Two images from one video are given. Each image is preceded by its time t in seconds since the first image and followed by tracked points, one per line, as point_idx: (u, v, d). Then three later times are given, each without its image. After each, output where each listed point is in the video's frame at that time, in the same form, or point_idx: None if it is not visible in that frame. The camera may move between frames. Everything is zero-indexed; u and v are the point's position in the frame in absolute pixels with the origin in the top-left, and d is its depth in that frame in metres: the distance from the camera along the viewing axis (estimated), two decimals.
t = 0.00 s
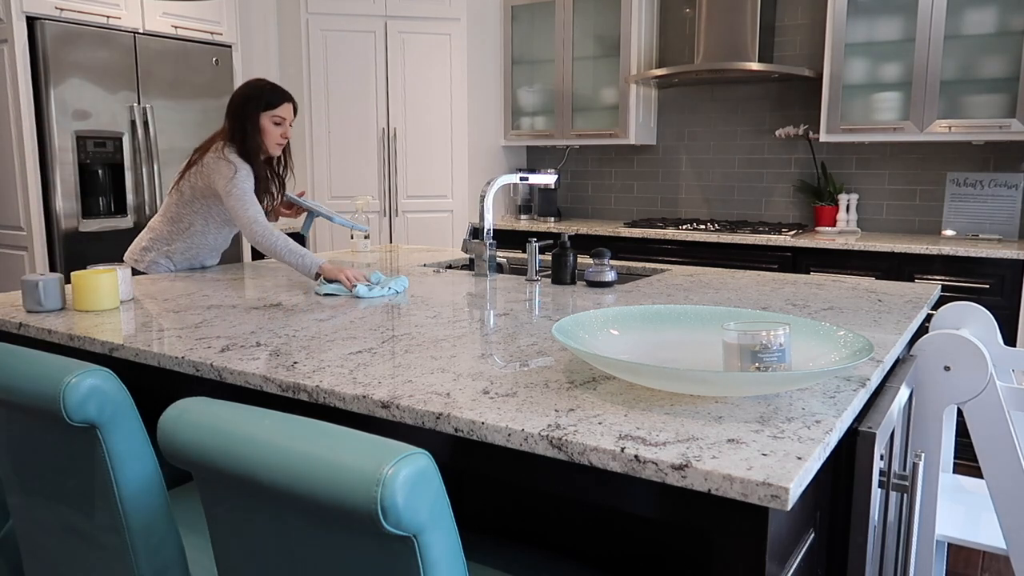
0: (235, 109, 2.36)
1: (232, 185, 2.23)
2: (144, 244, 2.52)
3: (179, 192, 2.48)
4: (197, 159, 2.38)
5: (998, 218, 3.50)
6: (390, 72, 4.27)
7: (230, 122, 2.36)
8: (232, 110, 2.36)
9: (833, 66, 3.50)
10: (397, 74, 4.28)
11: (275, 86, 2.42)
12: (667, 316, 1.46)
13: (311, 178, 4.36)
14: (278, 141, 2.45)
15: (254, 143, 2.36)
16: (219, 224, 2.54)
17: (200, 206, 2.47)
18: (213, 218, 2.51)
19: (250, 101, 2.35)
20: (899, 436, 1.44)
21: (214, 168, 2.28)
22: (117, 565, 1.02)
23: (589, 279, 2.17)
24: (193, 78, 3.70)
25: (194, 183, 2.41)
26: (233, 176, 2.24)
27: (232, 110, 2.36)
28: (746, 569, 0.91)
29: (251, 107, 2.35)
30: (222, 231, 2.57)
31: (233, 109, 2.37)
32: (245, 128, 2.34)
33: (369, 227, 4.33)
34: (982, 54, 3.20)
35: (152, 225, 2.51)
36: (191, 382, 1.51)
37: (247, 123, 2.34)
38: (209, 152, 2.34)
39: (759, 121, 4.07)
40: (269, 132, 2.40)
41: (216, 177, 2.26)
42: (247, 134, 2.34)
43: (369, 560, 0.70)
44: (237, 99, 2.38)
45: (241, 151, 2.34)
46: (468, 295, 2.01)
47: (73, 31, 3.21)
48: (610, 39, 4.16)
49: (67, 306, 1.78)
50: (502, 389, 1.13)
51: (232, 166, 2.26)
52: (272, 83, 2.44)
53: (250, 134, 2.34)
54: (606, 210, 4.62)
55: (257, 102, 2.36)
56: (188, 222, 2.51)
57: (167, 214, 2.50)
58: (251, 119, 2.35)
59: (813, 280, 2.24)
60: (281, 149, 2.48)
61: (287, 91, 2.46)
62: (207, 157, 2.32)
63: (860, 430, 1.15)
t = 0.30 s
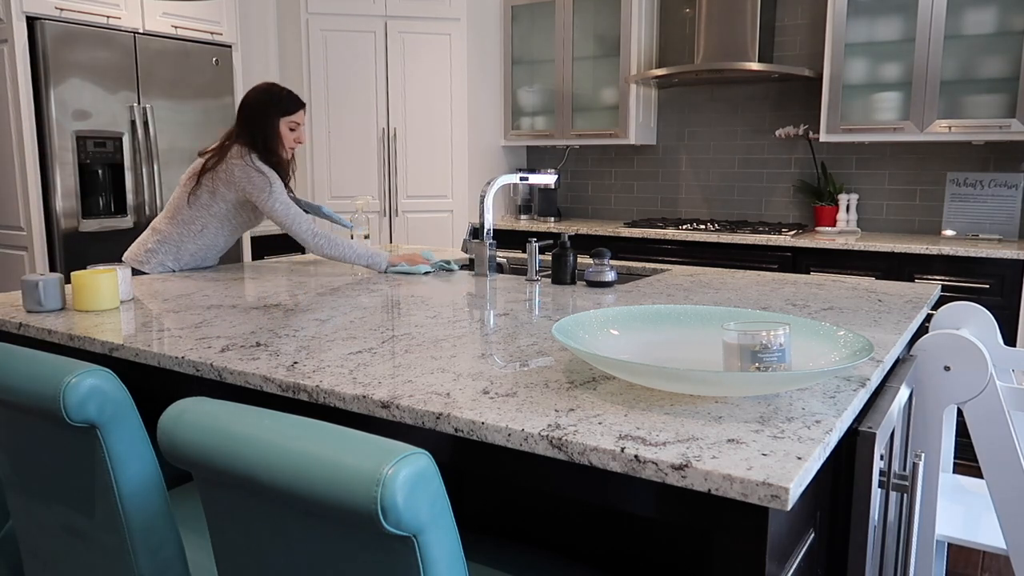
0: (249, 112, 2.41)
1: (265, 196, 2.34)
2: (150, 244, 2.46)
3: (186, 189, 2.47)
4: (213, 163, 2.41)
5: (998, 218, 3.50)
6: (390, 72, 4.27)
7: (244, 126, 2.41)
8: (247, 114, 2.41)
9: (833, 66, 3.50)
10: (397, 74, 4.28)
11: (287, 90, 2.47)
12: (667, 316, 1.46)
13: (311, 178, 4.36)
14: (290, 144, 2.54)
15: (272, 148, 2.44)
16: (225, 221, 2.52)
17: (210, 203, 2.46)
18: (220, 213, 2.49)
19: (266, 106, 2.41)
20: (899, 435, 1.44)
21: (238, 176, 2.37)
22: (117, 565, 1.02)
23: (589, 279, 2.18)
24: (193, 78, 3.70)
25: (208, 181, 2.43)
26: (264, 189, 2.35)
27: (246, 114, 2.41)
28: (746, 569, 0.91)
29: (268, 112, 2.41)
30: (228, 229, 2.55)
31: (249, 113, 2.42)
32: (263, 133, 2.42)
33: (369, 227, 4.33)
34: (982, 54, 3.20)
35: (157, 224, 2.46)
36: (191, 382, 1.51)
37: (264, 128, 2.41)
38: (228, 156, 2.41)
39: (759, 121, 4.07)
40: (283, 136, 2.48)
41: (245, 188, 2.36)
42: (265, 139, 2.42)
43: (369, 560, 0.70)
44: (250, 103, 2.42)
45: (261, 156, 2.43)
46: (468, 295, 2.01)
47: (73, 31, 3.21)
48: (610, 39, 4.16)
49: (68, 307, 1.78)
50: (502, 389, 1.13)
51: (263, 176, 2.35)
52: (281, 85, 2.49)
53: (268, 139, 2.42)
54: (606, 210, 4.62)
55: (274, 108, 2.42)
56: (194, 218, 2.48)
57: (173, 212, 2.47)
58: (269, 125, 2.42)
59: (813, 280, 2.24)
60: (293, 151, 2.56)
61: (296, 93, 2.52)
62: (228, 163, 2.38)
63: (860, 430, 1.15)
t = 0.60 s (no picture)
0: (159, 87, 2.34)
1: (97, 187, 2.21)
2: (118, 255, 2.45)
3: (117, 195, 2.40)
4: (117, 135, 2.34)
5: (998, 218, 3.50)
6: (390, 72, 4.27)
7: (151, 101, 2.34)
8: (157, 89, 2.34)
9: (834, 66, 3.50)
10: (397, 74, 4.28)
11: (205, 76, 2.38)
12: (666, 316, 1.46)
13: (311, 178, 4.36)
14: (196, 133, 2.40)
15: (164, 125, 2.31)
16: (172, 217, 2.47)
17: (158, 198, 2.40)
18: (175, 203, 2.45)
19: (176, 83, 2.33)
20: (899, 435, 1.44)
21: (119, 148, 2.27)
22: (117, 565, 1.02)
23: (589, 279, 2.18)
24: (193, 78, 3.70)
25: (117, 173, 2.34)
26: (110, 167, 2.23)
27: (156, 88, 2.34)
28: (746, 569, 0.91)
29: (173, 88, 2.32)
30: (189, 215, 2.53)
31: (159, 87, 2.34)
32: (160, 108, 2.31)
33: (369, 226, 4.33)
34: (982, 54, 3.20)
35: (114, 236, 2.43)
36: (191, 382, 1.51)
37: (165, 102, 2.31)
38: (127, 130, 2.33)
39: (759, 121, 4.07)
40: (185, 120, 2.35)
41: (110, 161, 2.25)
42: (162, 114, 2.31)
43: (370, 561, 0.70)
44: (165, 79, 2.36)
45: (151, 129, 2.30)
46: (468, 295, 2.01)
47: (73, 31, 3.21)
48: (610, 39, 4.16)
49: (67, 307, 1.77)
50: (503, 389, 1.13)
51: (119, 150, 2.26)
52: (206, 73, 2.41)
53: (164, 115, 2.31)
54: (606, 210, 4.62)
55: (183, 87, 2.33)
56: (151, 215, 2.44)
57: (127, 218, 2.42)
58: (171, 101, 2.31)
59: (813, 280, 2.24)
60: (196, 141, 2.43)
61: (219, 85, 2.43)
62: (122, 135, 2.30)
63: (860, 430, 1.15)
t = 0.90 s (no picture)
0: (165, 99, 2.37)
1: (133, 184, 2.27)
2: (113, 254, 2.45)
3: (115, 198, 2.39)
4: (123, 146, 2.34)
5: (997, 218, 3.50)
6: (390, 72, 4.27)
7: (156, 111, 2.36)
8: (162, 100, 2.37)
9: (834, 66, 3.50)
10: (397, 74, 4.28)
11: (209, 88, 2.43)
12: (666, 317, 1.46)
13: (311, 178, 4.36)
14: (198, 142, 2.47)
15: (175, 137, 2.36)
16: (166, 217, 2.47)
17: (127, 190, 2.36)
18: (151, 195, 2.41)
19: (182, 95, 2.37)
20: (899, 436, 1.44)
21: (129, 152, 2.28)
22: (117, 565, 1.02)
23: (589, 279, 2.18)
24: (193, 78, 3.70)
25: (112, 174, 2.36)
26: (143, 169, 2.26)
27: (162, 99, 2.37)
28: (746, 569, 0.92)
29: (183, 101, 2.36)
30: (175, 214, 2.48)
31: (164, 100, 2.37)
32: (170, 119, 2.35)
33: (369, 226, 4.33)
34: (982, 54, 3.20)
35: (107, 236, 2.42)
36: (191, 382, 1.50)
37: (174, 114, 2.36)
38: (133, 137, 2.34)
39: (759, 121, 4.07)
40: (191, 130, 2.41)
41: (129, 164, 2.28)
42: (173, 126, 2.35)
43: (369, 560, 0.70)
44: (169, 91, 2.39)
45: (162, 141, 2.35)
46: (468, 295, 2.01)
47: (73, 31, 3.21)
48: (610, 39, 4.16)
49: (67, 307, 1.77)
50: (503, 389, 1.13)
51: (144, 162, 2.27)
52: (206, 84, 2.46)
53: (173, 126, 2.35)
54: (606, 210, 4.62)
55: (191, 99, 2.38)
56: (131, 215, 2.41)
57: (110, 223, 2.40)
58: (181, 114, 2.36)
59: (812, 280, 2.24)
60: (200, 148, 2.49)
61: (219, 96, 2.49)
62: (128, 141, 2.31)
63: (860, 430, 1.15)
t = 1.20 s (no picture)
0: (189, 109, 2.46)
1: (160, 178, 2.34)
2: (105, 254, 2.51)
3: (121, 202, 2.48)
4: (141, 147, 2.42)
5: (997, 218, 3.50)
6: (390, 72, 4.27)
7: (180, 120, 2.46)
8: (186, 108, 2.46)
9: (834, 66, 3.50)
10: (397, 74, 4.27)
11: (233, 103, 2.52)
12: (666, 316, 1.46)
13: (311, 178, 4.36)
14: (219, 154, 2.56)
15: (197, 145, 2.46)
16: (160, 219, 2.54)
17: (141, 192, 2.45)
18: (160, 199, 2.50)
19: (206, 108, 2.45)
20: (899, 436, 1.44)
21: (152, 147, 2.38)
22: (117, 565, 1.02)
23: (589, 279, 2.18)
24: (193, 78, 3.70)
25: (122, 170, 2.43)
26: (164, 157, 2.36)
27: (186, 107, 2.46)
28: (746, 569, 0.92)
29: (207, 111, 2.45)
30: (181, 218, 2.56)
31: (187, 111, 2.46)
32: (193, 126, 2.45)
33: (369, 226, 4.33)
34: (982, 54, 3.20)
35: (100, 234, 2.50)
36: (191, 382, 1.50)
37: (197, 123, 2.45)
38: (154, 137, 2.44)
39: (759, 121, 4.07)
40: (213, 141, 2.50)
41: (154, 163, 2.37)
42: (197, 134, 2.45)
43: (369, 560, 0.70)
44: (194, 102, 2.47)
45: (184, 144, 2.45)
46: (468, 295, 2.01)
47: (73, 31, 3.21)
48: (610, 39, 4.16)
49: (66, 308, 1.77)
50: (503, 389, 1.13)
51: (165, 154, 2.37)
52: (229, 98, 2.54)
53: (196, 136, 2.46)
54: (606, 210, 4.62)
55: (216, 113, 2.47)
56: (135, 217, 2.50)
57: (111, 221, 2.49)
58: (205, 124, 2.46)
59: (812, 280, 2.24)
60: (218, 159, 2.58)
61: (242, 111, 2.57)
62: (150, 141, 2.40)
63: (860, 430, 1.15)
